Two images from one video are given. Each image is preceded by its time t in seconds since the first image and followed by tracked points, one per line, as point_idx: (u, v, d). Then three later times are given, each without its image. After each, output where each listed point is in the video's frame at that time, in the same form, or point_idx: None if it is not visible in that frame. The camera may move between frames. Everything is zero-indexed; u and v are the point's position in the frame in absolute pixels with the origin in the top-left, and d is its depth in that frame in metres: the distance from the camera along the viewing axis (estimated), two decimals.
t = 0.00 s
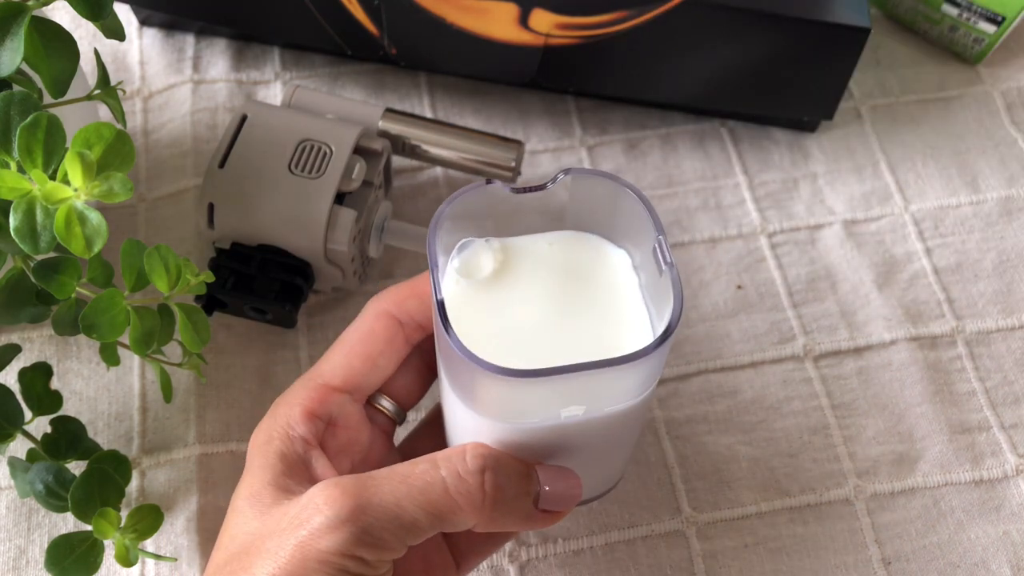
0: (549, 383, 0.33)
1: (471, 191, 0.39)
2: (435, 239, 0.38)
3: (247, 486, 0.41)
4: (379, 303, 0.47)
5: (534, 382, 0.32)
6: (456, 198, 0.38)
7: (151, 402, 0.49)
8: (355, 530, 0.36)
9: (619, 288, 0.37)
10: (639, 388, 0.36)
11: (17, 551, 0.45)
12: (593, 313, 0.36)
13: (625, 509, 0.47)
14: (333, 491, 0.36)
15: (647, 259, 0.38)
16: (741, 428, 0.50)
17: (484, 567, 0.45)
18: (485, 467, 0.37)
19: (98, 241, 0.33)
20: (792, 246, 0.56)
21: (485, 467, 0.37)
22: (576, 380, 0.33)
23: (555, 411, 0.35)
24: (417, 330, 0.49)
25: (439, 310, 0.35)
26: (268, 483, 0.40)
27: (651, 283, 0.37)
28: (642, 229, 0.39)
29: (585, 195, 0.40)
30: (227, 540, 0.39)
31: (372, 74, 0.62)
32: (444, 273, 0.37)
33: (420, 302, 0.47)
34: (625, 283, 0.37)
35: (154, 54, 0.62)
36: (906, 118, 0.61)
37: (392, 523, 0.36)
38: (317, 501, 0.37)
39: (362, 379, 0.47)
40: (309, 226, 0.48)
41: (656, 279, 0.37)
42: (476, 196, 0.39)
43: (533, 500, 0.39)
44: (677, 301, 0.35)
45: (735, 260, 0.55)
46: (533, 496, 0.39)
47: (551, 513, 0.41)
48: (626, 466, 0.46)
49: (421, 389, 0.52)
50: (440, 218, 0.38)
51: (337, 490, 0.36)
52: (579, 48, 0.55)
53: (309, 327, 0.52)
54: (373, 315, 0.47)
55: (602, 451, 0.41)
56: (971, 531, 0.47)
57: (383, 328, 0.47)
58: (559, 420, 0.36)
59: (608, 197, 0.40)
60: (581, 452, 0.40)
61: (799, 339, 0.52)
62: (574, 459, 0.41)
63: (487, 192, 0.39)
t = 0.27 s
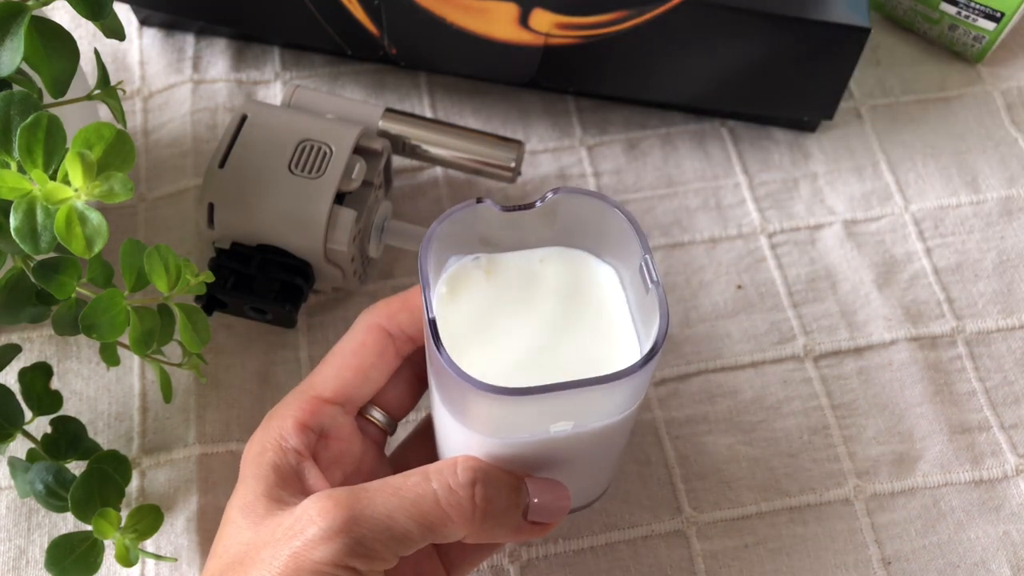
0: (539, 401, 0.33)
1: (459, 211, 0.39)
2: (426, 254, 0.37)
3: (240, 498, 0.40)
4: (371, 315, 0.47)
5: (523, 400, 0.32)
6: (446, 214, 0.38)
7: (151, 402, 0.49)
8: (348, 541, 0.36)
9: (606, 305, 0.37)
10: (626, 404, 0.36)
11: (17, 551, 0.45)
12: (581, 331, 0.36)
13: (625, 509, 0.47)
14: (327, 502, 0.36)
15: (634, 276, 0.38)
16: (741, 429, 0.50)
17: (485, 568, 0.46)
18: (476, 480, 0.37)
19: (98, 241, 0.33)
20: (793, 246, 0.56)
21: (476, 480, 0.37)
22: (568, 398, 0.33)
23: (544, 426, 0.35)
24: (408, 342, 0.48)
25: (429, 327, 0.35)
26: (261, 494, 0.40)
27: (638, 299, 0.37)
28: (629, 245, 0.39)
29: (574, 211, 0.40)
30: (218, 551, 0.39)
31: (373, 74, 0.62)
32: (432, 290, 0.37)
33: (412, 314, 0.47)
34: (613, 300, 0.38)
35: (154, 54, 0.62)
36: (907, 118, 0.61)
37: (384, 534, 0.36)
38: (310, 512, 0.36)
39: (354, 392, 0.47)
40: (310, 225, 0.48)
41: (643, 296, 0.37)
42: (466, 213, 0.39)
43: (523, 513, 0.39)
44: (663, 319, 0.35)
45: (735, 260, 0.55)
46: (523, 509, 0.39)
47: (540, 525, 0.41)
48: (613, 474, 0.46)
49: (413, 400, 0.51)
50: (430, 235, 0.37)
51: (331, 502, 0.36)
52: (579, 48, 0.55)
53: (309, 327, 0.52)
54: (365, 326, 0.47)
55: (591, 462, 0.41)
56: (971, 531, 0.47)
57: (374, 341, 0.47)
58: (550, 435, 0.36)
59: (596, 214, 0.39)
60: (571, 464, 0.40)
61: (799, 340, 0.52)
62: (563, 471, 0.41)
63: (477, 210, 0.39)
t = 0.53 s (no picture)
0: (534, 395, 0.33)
1: (455, 201, 0.39)
2: (419, 245, 0.37)
3: (230, 493, 0.40)
4: (363, 307, 0.47)
5: (519, 394, 0.32)
6: (440, 206, 0.38)
7: (151, 402, 0.49)
8: (339, 537, 0.36)
9: (601, 299, 0.38)
10: (622, 398, 0.36)
11: (17, 551, 0.45)
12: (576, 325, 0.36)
13: (625, 509, 0.47)
14: (318, 498, 0.36)
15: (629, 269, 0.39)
16: (741, 428, 0.50)
17: (485, 567, 0.46)
18: (469, 475, 0.37)
19: (98, 242, 0.33)
20: (793, 247, 0.56)
21: (469, 474, 0.37)
22: (564, 391, 0.33)
23: (539, 420, 0.35)
24: (400, 335, 0.48)
25: (423, 322, 0.35)
26: (251, 490, 0.40)
27: (633, 293, 0.38)
28: (626, 238, 0.39)
29: (568, 205, 0.40)
30: (209, 547, 0.39)
31: (373, 74, 0.62)
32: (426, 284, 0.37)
33: (403, 307, 0.47)
34: (607, 294, 0.38)
35: (154, 54, 0.62)
36: (907, 118, 0.61)
37: (376, 530, 0.36)
38: (301, 509, 0.36)
39: (346, 386, 0.47)
40: (310, 225, 0.48)
41: (639, 289, 0.38)
42: (460, 206, 0.39)
43: (516, 506, 0.39)
44: (659, 312, 0.35)
45: (735, 260, 0.55)
46: (517, 503, 0.39)
47: (533, 518, 0.41)
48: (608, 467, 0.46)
49: (406, 394, 0.51)
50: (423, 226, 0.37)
51: (321, 498, 0.36)
52: (579, 49, 0.55)
53: (309, 327, 0.52)
54: (357, 319, 0.47)
55: (585, 456, 0.41)
56: (971, 531, 0.47)
57: (365, 334, 0.47)
58: (544, 429, 0.36)
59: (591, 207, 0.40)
60: (564, 458, 0.40)
61: (799, 340, 0.52)
62: (556, 465, 0.41)
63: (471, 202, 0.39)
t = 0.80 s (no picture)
0: (524, 415, 0.33)
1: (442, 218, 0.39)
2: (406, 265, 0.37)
3: (222, 519, 0.40)
4: (353, 325, 0.47)
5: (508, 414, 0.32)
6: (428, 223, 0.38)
7: (151, 401, 0.49)
8: (329, 566, 0.35)
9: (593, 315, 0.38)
10: (614, 417, 0.36)
11: (17, 551, 0.45)
12: (567, 342, 0.36)
13: (625, 509, 0.47)
14: (307, 526, 0.36)
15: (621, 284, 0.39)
16: (741, 428, 0.50)
17: (485, 568, 0.46)
18: (460, 498, 0.37)
19: (98, 241, 0.33)
20: (793, 246, 0.56)
21: (460, 498, 0.37)
22: (553, 412, 0.33)
23: (531, 440, 0.35)
24: (392, 351, 0.48)
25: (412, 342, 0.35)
26: (242, 516, 0.40)
27: (625, 308, 0.38)
28: (617, 252, 0.39)
29: (558, 220, 0.40)
30: None
31: (373, 74, 0.62)
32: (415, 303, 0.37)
33: (393, 324, 0.46)
34: (598, 310, 0.38)
35: (154, 54, 0.62)
36: (907, 118, 0.61)
37: (367, 556, 0.36)
38: (290, 536, 0.36)
39: (337, 405, 0.47)
40: (310, 226, 0.48)
41: (631, 305, 0.37)
42: (449, 222, 0.39)
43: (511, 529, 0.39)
44: (651, 327, 0.35)
45: (735, 260, 0.55)
46: (511, 525, 0.39)
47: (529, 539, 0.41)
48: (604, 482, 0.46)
49: (399, 410, 0.51)
50: (410, 245, 0.38)
51: (311, 526, 0.36)
52: (580, 48, 0.55)
53: (309, 327, 0.52)
54: (348, 337, 0.47)
55: (580, 473, 0.41)
56: (971, 531, 0.47)
57: (355, 352, 0.47)
58: (536, 448, 0.36)
59: (581, 221, 0.40)
60: (558, 476, 0.40)
61: (799, 340, 0.52)
62: (549, 484, 0.41)
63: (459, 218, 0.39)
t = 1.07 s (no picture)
0: (505, 452, 0.33)
1: (425, 253, 0.39)
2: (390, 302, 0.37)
3: (210, 559, 0.40)
4: (337, 358, 0.46)
5: (489, 452, 0.32)
6: (411, 258, 0.38)
7: (151, 401, 0.49)
8: None
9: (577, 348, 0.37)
10: (598, 450, 0.36)
11: (16, 551, 0.45)
12: (551, 376, 0.36)
13: (625, 509, 0.47)
14: (293, 566, 0.36)
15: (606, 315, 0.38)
16: (741, 428, 0.50)
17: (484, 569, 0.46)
18: (447, 534, 0.37)
19: (98, 241, 0.33)
20: (793, 246, 0.56)
21: (447, 534, 0.37)
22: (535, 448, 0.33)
23: (516, 475, 0.35)
24: (378, 383, 0.47)
25: (395, 379, 0.35)
26: (229, 556, 0.39)
27: (610, 339, 0.37)
28: (601, 284, 0.39)
29: (542, 250, 0.40)
30: None
31: (372, 75, 0.62)
32: (399, 338, 0.37)
33: (378, 356, 0.46)
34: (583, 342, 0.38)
35: (154, 54, 0.62)
36: (906, 119, 0.61)
37: None
38: None
39: (323, 438, 0.46)
40: (310, 226, 0.48)
41: (614, 336, 0.37)
42: (432, 256, 0.39)
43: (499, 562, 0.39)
44: (635, 362, 0.35)
45: (735, 260, 0.55)
46: (499, 558, 0.39)
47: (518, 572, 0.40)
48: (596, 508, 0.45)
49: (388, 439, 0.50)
50: (393, 282, 0.38)
51: (296, 565, 0.36)
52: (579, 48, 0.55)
53: (309, 327, 0.52)
54: (332, 370, 0.46)
55: (571, 505, 0.40)
56: (971, 531, 0.47)
57: (340, 385, 0.46)
58: (522, 482, 0.36)
59: (564, 251, 0.39)
60: (548, 507, 0.40)
61: (799, 339, 0.52)
62: (539, 515, 0.40)
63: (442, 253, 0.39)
